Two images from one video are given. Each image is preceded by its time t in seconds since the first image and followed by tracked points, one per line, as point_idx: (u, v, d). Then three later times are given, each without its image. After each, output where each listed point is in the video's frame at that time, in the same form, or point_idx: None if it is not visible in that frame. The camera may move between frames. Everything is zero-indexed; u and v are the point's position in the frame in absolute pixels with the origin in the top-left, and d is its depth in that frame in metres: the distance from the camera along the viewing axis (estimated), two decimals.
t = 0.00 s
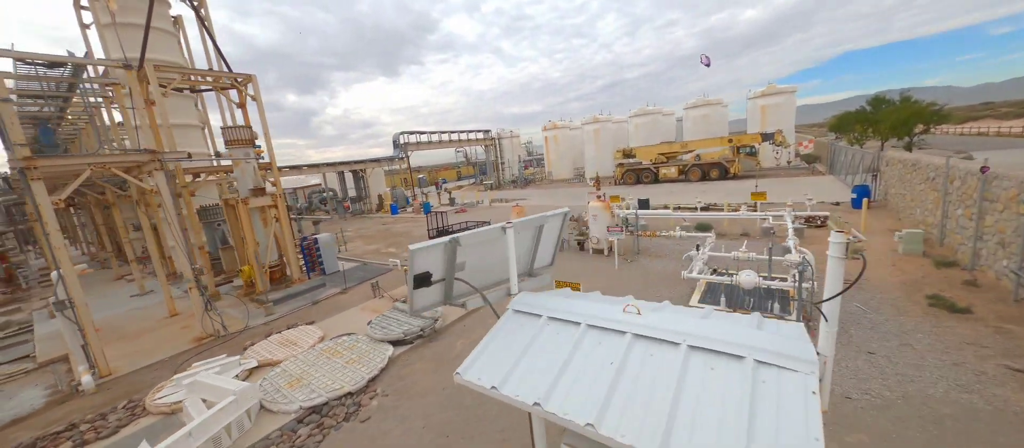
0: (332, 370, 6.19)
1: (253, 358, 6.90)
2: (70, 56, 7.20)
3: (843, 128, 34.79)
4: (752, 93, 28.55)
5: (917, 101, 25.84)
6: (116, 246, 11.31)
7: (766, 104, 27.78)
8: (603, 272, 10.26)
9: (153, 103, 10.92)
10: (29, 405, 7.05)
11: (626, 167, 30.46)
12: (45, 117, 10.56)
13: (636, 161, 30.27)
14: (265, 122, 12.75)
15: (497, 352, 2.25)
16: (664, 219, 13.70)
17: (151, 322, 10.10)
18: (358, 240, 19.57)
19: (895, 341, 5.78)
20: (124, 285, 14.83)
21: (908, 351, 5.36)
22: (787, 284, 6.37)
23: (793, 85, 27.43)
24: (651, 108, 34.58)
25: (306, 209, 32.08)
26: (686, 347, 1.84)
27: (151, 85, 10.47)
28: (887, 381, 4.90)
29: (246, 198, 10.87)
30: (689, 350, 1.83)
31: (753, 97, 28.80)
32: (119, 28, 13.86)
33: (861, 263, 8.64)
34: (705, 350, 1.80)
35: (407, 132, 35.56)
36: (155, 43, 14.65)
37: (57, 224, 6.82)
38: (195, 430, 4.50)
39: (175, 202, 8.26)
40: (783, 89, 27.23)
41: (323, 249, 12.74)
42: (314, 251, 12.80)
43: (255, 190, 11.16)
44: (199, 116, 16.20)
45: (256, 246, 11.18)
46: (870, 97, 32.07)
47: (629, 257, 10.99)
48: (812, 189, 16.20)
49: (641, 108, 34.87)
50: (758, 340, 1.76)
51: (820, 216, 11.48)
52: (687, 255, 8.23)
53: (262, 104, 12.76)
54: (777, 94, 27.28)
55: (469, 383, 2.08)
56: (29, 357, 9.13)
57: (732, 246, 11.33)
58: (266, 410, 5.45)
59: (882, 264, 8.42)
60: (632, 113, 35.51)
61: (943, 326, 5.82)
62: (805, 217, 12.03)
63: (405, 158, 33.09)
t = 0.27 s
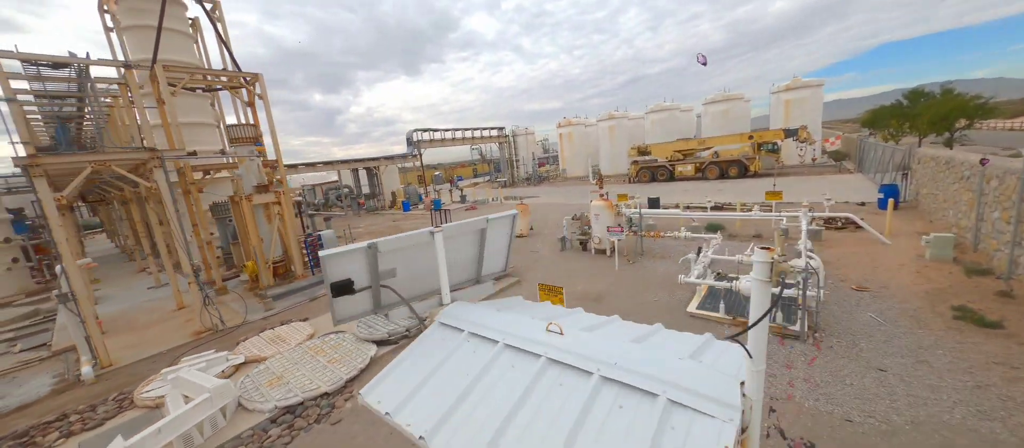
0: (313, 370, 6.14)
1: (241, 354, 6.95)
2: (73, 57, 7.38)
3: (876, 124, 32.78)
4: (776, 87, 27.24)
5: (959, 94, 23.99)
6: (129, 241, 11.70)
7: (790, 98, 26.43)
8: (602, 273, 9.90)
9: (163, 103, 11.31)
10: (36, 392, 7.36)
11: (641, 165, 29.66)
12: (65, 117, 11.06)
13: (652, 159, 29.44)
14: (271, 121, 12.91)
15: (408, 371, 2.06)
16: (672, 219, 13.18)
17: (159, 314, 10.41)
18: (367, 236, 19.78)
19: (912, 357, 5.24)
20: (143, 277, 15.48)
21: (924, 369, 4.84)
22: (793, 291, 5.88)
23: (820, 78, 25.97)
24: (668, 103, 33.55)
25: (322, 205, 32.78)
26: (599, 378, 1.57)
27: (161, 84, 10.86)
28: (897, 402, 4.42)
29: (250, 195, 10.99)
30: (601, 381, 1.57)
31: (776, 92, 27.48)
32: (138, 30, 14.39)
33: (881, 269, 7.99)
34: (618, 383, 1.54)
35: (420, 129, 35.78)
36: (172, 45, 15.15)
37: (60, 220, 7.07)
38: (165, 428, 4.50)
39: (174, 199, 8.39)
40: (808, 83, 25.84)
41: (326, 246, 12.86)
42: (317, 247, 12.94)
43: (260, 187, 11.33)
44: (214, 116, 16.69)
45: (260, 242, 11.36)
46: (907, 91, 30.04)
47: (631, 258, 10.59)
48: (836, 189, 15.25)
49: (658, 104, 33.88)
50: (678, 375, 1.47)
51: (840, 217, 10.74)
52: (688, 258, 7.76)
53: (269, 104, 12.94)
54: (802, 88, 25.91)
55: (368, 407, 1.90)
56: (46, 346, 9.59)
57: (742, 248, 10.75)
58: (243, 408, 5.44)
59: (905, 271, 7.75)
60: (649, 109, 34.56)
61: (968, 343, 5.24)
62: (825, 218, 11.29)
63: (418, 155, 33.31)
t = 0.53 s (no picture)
0: (295, 368, 6.13)
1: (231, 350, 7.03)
2: (78, 58, 7.60)
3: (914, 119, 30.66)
4: (802, 81, 25.86)
5: (1009, 86, 22.08)
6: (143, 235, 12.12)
7: (817, 92, 25.04)
8: (602, 275, 9.56)
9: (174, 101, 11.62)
10: (45, 379, 7.69)
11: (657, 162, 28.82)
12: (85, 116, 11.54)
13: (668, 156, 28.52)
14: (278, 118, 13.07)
15: (306, 387, 2.07)
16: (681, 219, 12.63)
17: (168, 306, 10.72)
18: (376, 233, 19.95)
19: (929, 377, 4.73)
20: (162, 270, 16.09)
21: (941, 392, 4.33)
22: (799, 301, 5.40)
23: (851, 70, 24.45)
24: (687, 99, 32.44)
25: (337, 201, 33.36)
26: (475, 415, 1.59)
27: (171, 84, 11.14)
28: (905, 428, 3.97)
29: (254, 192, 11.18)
30: (476, 419, 1.58)
31: (802, 86, 26.10)
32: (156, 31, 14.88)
33: (903, 277, 7.34)
34: (491, 423, 1.55)
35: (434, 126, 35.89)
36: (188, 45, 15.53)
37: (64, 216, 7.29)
38: (138, 423, 4.49)
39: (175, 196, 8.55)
40: (838, 75, 24.34)
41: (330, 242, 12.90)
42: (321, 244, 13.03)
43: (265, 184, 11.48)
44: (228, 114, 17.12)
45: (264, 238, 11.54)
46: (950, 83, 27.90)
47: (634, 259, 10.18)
48: (863, 188, 14.26)
49: (676, 99, 32.81)
50: (548, 422, 1.50)
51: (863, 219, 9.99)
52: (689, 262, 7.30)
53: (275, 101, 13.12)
54: (831, 81, 24.44)
55: (251, 430, 1.92)
56: (63, 334, 10.05)
57: (753, 250, 10.17)
58: (222, 405, 5.46)
59: (931, 279, 7.08)
60: (666, 105, 33.50)
61: (996, 363, 4.68)
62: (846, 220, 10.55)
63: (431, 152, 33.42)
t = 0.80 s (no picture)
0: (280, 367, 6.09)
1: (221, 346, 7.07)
2: (84, 58, 7.86)
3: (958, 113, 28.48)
4: (830, 74, 24.42)
5: None
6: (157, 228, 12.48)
7: (847, 85, 23.59)
8: (601, 277, 9.23)
9: (186, 100, 11.96)
10: (56, 367, 8.04)
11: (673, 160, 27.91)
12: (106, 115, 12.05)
13: (685, 153, 27.58)
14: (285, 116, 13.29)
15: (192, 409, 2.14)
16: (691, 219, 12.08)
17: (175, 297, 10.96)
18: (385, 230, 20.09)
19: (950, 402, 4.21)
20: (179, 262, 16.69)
21: (962, 422, 3.84)
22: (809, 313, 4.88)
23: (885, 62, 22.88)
24: (707, 94, 31.25)
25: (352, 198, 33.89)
26: None
27: (183, 83, 11.49)
28: None
29: (259, 189, 11.34)
30: None
31: (831, 79, 24.65)
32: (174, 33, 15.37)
33: (930, 287, 6.69)
34: None
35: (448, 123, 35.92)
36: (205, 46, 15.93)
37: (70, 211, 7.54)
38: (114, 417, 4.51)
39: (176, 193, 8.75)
40: (870, 67, 22.83)
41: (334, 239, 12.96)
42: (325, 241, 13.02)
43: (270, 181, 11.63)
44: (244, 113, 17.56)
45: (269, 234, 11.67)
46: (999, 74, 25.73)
47: (637, 262, 9.75)
48: (894, 188, 13.25)
49: (695, 94, 31.67)
50: None
51: (889, 221, 9.23)
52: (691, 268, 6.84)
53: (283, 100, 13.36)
54: (863, 74, 22.95)
55: None
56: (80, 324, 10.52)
57: (765, 254, 9.59)
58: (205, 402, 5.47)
59: (961, 290, 6.42)
60: (685, 100, 32.37)
61: None
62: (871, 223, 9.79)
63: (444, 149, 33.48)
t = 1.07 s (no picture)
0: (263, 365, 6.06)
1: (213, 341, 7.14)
2: (91, 58, 8.08)
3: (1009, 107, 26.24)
4: (863, 65, 22.94)
5: None
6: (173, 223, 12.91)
7: (881, 78, 22.10)
8: (600, 280, 8.89)
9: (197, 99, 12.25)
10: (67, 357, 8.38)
11: (691, 157, 26.94)
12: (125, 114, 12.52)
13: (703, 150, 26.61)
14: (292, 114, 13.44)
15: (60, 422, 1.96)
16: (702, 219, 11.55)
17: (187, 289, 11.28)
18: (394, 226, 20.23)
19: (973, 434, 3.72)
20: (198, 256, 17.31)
21: None
22: (814, 327, 4.42)
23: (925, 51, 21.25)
24: (728, 88, 29.99)
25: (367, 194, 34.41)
26: None
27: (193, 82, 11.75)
28: None
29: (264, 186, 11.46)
30: None
31: (864, 71, 23.14)
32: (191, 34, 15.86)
33: (959, 299, 6.06)
34: None
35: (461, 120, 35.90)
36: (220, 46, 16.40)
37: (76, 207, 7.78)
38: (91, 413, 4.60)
39: (178, 189, 8.93)
40: (908, 58, 21.26)
41: (338, 236, 13.05)
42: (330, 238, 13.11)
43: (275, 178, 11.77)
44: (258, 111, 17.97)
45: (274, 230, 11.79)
46: None
47: (640, 264, 9.37)
48: (929, 188, 12.24)
49: (716, 89, 30.45)
50: None
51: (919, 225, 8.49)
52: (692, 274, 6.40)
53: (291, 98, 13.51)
54: (899, 65, 21.41)
55: None
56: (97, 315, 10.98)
57: (778, 258, 9.00)
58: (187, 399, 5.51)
59: (996, 304, 5.77)
60: (705, 95, 31.18)
61: None
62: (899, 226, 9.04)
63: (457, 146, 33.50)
